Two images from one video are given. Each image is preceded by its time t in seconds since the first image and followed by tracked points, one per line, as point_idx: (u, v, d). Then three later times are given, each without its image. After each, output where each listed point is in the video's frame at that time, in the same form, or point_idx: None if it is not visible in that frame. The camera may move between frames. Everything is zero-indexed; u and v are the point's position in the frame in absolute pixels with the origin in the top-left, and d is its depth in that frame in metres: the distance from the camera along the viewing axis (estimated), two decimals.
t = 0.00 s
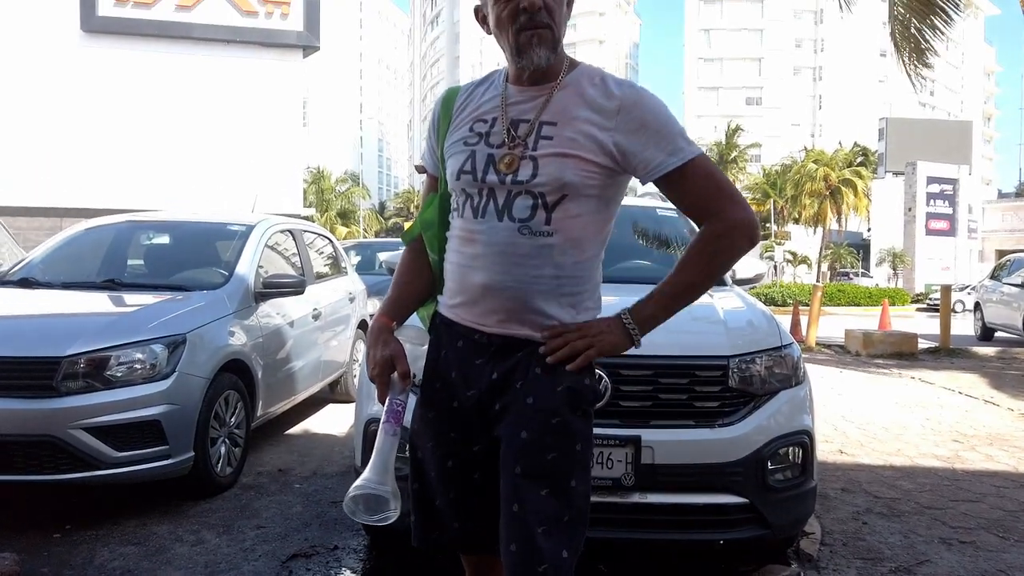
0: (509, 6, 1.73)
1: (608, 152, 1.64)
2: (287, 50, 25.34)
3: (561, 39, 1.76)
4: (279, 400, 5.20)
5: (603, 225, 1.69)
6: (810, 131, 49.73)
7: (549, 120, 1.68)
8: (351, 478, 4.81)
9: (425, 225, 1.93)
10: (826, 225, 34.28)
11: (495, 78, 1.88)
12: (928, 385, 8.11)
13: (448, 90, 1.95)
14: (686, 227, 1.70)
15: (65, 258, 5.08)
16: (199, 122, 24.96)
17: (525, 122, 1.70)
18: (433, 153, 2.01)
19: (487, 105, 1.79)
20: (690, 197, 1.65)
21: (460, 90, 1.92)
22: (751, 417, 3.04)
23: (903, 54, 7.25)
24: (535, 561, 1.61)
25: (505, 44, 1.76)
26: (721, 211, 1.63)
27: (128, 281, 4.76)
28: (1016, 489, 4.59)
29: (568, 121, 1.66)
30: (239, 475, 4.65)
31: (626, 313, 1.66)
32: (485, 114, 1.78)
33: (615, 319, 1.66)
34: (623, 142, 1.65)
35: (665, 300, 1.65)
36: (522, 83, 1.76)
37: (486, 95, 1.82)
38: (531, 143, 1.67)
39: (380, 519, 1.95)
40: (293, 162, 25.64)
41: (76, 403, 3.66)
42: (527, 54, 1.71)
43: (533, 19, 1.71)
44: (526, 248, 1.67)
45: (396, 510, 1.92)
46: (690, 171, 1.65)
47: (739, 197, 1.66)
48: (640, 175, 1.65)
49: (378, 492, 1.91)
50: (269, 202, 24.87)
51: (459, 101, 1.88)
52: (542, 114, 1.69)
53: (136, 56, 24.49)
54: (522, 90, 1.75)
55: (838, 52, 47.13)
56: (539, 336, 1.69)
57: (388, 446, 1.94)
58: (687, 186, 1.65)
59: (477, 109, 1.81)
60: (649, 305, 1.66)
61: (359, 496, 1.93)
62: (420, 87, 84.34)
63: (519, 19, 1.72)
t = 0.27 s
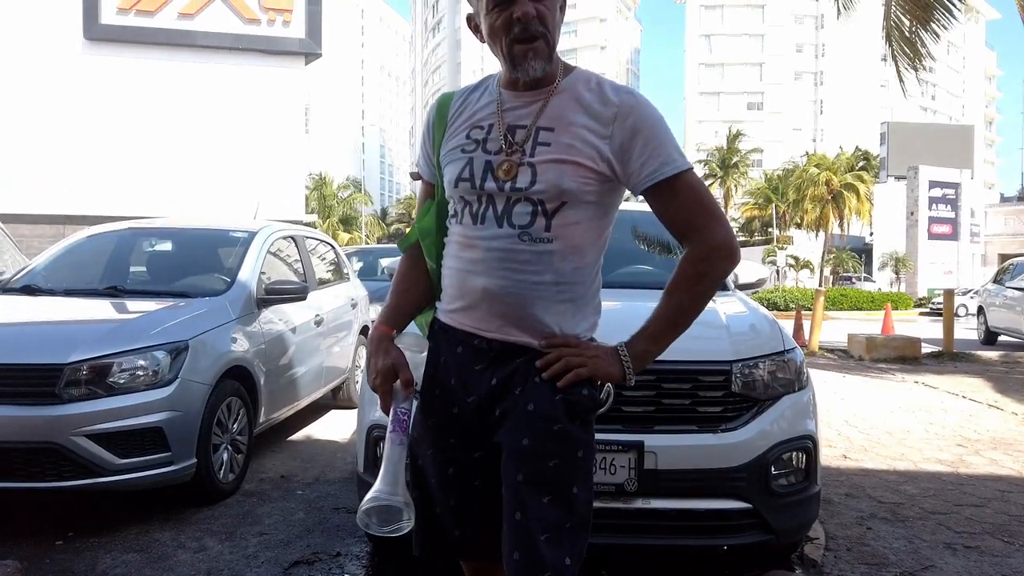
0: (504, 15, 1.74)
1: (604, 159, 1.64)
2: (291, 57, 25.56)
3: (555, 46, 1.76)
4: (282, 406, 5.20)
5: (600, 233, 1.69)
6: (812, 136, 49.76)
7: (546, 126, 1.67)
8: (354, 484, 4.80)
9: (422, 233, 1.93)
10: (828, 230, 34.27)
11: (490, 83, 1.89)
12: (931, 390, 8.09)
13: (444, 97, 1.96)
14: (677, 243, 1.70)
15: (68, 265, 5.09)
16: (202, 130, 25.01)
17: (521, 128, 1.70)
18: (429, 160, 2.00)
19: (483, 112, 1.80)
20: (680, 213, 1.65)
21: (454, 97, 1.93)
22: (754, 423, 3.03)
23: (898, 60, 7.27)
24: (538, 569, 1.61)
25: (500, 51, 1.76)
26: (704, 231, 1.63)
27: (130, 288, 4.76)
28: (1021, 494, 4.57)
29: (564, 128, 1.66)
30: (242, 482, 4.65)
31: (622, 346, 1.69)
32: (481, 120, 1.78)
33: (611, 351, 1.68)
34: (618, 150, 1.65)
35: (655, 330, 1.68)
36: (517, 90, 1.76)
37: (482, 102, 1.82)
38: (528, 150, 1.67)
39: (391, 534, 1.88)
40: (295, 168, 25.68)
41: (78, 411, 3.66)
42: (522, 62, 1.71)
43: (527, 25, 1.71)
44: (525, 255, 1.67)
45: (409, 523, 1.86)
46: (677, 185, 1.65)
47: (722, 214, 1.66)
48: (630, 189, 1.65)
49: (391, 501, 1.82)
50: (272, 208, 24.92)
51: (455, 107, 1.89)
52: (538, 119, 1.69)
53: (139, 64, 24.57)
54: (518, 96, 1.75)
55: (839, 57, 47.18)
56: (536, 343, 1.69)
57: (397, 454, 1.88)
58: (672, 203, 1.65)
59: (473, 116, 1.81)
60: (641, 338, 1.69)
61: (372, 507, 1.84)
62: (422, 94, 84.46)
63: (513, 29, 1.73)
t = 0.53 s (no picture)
0: (496, 19, 1.75)
1: (597, 163, 1.64)
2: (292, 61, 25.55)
3: (548, 48, 1.77)
4: (284, 410, 5.20)
5: (594, 237, 1.69)
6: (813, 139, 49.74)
7: (539, 130, 1.68)
8: (355, 489, 4.79)
9: (418, 241, 1.94)
10: (830, 233, 34.25)
11: (484, 87, 1.89)
12: (934, 393, 8.07)
13: (438, 100, 1.96)
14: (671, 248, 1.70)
15: (70, 270, 5.09)
16: (204, 134, 25.04)
17: (515, 133, 1.70)
18: (423, 164, 2.01)
19: (477, 117, 1.80)
20: (673, 217, 1.65)
21: (448, 101, 1.93)
22: (757, 426, 3.02)
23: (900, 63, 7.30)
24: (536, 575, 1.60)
25: (492, 56, 1.76)
26: (700, 234, 1.63)
27: (132, 293, 4.76)
28: None
29: (557, 133, 1.66)
30: (244, 486, 4.64)
31: (618, 349, 1.69)
32: (475, 125, 1.78)
33: (606, 355, 1.68)
34: (610, 154, 1.65)
35: (649, 335, 1.67)
36: (510, 93, 1.77)
37: (476, 106, 1.82)
38: (521, 156, 1.67)
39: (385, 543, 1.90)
40: (296, 172, 25.66)
41: (80, 415, 3.66)
42: (514, 67, 1.72)
43: (518, 30, 1.73)
44: (519, 261, 1.67)
45: (403, 529, 1.87)
46: (673, 188, 1.64)
47: (718, 218, 1.66)
48: (626, 191, 1.65)
49: (386, 511, 1.86)
50: (274, 211, 24.94)
51: (448, 111, 1.89)
52: (532, 124, 1.69)
53: (142, 69, 24.61)
54: (510, 100, 1.75)
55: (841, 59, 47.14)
56: (530, 349, 1.70)
57: (390, 465, 1.91)
58: (669, 203, 1.64)
59: (467, 120, 1.81)
60: (636, 343, 1.68)
61: (364, 518, 1.88)
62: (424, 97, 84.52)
63: (505, 31, 1.74)
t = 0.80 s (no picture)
0: (487, 22, 1.76)
1: (590, 167, 1.64)
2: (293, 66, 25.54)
3: (540, 52, 1.78)
4: (286, 415, 5.20)
5: (589, 241, 1.69)
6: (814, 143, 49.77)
7: (533, 136, 1.69)
8: (357, 494, 4.79)
9: (415, 246, 1.94)
10: (832, 237, 34.29)
11: (478, 92, 1.90)
12: (936, 397, 8.05)
13: (434, 105, 1.97)
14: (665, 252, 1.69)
15: (72, 274, 5.09)
16: (206, 139, 25.09)
17: (509, 138, 1.71)
18: (420, 171, 2.02)
19: (473, 122, 1.81)
20: (668, 220, 1.64)
21: (443, 107, 1.94)
22: (759, 431, 3.01)
23: (908, 64, 7.29)
24: None
25: (485, 62, 1.78)
26: (696, 236, 1.62)
27: (134, 297, 4.76)
28: None
29: (550, 138, 1.67)
30: (245, 491, 4.64)
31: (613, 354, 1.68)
32: (470, 130, 1.80)
33: (601, 361, 1.67)
34: (603, 157, 1.65)
35: (645, 339, 1.66)
36: (504, 98, 1.77)
37: (471, 111, 1.83)
38: (516, 160, 1.68)
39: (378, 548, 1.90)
40: (298, 178, 25.68)
41: (82, 420, 3.66)
42: (506, 72, 1.73)
43: (510, 35, 1.73)
44: (515, 265, 1.68)
45: (395, 534, 1.87)
46: (667, 190, 1.63)
47: (713, 221, 1.65)
48: (619, 194, 1.64)
49: (378, 516, 1.85)
50: (276, 216, 25.03)
51: (444, 117, 1.90)
52: (525, 129, 1.70)
53: (145, 75, 24.67)
54: (505, 105, 1.76)
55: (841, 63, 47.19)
56: (525, 353, 1.69)
57: (385, 470, 1.90)
58: (663, 206, 1.64)
59: (463, 126, 1.82)
60: (631, 348, 1.67)
61: (357, 523, 1.88)
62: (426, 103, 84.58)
63: (496, 35, 1.74)
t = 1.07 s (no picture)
0: (481, 27, 1.76)
1: (588, 171, 1.64)
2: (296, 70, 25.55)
3: (537, 56, 1.78)
4: (288, 419, 5.19)
5: (589, 245, 1.68)
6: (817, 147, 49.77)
7: (530, 140, 1.69)
8: (360, 498, 4.79)
9: (417, 251, 1.94)
10: (835, 240, 34.23)
11: (477, 97, 1.91)
12: (941, 401, 8.03)
13: (433, 111, 1.97)
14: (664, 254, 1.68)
15: (75, 278, 5.10)
16: (210, 145, 25.13)
17: (506, 144, 1.71)
18: (419, 174, 2.02)
19: (471, 126, 1.81)
20: (666, 224, 1.64)
21: (442, 113, 1.95)
22: (762, 436, 3.00)
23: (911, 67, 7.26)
24: None
25: (482, 67, 1.78)
26: (695, 240, 1.62)
27: (138, 301, 4.77)
28: None
29: (548, 141, 1.67)
30: (248, 495, 4.64)
31: (612, 359, 1.67)
32: (468, 136, 1.80)
33: (601, 366, 1.67)
34: (600, 161, 1.64)
35: (645, 345, 1.65)
36: (502, 102, 1.78)
37: (469, 116, 1.84)
38: (513, 165, 1.68)
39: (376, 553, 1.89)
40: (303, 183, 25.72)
41: (85, 424, 3.66)
42: (502, 77, 1.73)
43: (505, 39, 1.74)
44: (514, 271, 1.67)
45: (393, 538, 1.86)
46: (665, 193, 1.63)
47: (712, 222, 1.64)
48: (617, 198, 1.64)
49: (376, 522, 1.85)
50: (278, 220, 25.04)
51: (443, 122, 1.90)
52: (523, 133, 1.70)
53: (148, 80, 24.72)
54: (502, 110, 1.77)
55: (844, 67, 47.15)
56: (523, 359, 1.69)
57: (384, 475, 1.90)
58: (661, 210, 1.63)
59: (460, 131, 1.83)
60: (632, 353, 1.66)
61: (354, 529, 1.87)
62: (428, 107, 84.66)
63: (491, 39, 1.75)
